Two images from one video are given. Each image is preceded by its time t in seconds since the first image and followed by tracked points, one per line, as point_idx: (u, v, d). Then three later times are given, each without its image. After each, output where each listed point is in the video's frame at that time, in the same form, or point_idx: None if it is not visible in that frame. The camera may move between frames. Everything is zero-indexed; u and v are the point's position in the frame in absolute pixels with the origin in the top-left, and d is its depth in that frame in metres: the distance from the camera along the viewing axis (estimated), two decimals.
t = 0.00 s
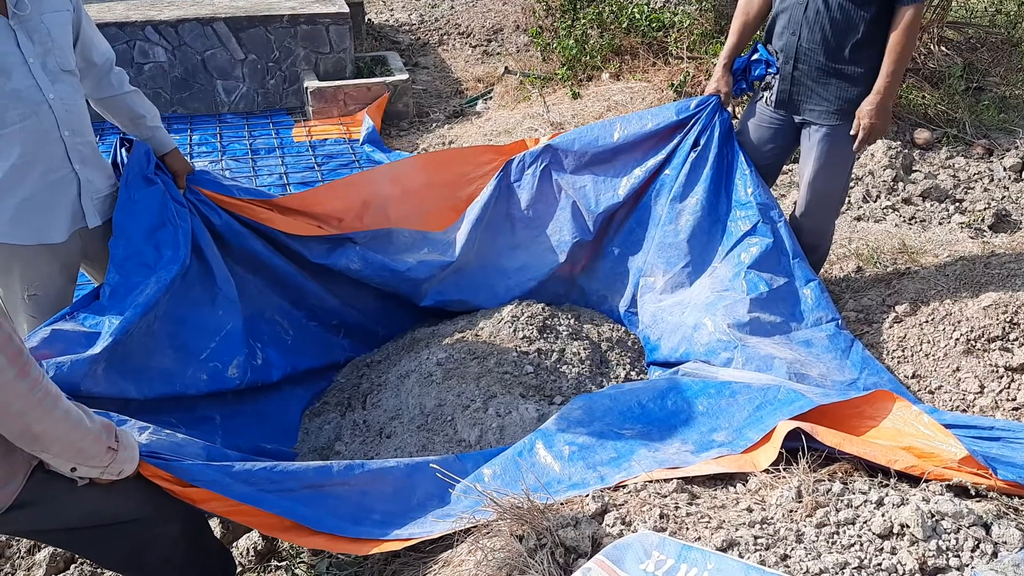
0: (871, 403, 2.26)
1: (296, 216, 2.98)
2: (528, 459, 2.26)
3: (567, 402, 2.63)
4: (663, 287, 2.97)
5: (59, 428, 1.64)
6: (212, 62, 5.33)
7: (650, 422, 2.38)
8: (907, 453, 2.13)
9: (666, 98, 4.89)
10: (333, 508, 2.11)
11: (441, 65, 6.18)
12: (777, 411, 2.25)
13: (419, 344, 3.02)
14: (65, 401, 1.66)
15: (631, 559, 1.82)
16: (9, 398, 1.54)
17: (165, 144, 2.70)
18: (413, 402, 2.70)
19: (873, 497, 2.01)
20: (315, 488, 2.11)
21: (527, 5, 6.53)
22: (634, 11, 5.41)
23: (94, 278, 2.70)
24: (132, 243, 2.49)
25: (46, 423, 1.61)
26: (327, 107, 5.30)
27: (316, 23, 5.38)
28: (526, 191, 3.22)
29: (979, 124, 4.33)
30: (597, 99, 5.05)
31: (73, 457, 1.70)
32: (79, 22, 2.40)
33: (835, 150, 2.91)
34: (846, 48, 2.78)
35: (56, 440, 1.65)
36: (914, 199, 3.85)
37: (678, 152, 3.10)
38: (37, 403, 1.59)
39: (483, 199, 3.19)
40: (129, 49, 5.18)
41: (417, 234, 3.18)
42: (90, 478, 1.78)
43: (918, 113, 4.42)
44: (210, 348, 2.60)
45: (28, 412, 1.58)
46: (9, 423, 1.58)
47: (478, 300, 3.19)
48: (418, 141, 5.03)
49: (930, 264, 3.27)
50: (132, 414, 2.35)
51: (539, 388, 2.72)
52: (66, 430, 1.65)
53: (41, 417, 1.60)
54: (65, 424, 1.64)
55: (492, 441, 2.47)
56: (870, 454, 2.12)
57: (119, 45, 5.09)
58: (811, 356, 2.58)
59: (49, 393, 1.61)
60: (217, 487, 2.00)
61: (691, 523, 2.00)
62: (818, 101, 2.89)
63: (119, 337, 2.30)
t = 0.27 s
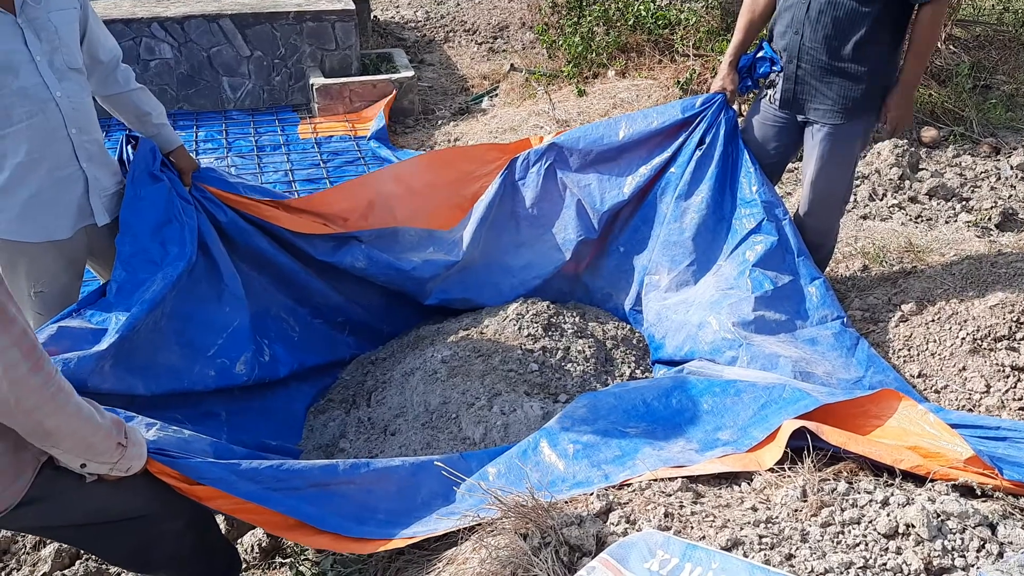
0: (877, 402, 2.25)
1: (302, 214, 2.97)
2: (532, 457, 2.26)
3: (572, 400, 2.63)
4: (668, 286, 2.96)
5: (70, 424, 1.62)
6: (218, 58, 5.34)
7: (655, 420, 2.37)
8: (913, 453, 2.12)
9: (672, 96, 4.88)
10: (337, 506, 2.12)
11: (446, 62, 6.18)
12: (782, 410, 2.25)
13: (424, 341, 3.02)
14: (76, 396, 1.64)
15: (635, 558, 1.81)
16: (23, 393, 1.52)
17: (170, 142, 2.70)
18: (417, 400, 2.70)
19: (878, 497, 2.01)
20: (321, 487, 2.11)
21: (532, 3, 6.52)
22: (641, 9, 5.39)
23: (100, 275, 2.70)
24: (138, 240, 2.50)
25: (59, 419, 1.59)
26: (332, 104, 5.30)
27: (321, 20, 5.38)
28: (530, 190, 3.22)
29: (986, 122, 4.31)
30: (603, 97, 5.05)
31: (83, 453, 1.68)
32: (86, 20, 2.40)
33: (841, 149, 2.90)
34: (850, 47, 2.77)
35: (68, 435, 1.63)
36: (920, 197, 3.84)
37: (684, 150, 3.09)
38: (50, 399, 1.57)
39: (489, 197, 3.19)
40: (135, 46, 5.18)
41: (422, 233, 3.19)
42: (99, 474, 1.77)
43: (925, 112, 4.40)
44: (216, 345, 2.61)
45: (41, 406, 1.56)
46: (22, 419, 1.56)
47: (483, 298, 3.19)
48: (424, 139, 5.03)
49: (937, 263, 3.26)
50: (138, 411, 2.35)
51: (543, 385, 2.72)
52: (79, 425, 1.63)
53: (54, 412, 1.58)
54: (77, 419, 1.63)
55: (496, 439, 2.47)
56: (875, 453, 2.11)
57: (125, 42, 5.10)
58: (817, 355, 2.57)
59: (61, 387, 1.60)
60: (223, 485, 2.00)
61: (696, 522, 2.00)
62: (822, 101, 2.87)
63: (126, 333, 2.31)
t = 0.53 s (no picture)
0: (881, 402, 2.25)
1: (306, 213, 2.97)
2: (536, 457, 2.26)
3: (576, 399, 2.63)
4: (671, 286, 2.97)
5: (84, 409, 1.57)
6: (223, 58, 5.35)
7: (659, 420, 2.37)
8: (917, 453, 2.12)
9: (676, 95, 4.87)
10: (343, 504, 2.12)
11: (451, 61, 6.18)
12: (786, 410, 2.25)
13: (429, 341, 3.03)
14: (90, 381, 1.60)
15: (640, 557, 1.81)
16: (37, 377, 1.48)
17: (176, 142, 2.71)
18: (422, 399, 2.71)
19: (882, 497, 2.01)
20: (327, 483, 2.12)
21: (537, 2, 6.52)
22: (645, 8, 5.39)
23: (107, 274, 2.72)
24: (145, 240, 2.51)
25: (72, 404, 1.55)
26: (337, 103, 5.31)
27: (326, 19, 5.39)
28: (535, 189, 3.23)
29: (991, 122, 4.30)
30: (608, 96, 5.04)
31: (96, 442, 1.64)
32: (93, 20, 2.40)
33: (846, 149, 2.89)
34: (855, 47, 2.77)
35: (81, 422, 1.58)
36: (925, 197, 3.83)
37: (687, 150, 3.09)
38: (64, 382, 1.53)
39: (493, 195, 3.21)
40: (140, 45, 5.19)
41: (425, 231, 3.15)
42: (109, 465, 1.73)
43: (930, 112, 4.39)
44: (222, 344, 2.61)
45: (55, 390, 1.51)
46: (35, 404, 1.51)
47: (487, 297, 3.20)
48: (428, 138, 5.03)
49: (942, 263, 3.25)
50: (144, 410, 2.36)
51: (548, 385, 2.72)
52: (93, 411, 1.59)
53: (67, 397, 1.54)
54: (91, 405, 1.58)
55: (500, 438, 2.48)
56: (880, 454, 2.11)
57: (131, 41, 5.11)
58: (820, 355, 2.57)
59: (75, 371, 1.55)
60: (231, 480, 2.01)
61: (700, 522, 2.00)
62: (826, 102, 2.86)
63: (133, 333, 2.32)
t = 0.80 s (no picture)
0: (884, 402, 2.25)
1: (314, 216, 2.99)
2: (539, 458, 2.27)
3: (579, 400, 2.63)
4: (673, 287, 2.97)
5: (90, 407, 1.58)
6: (227, 58, 5.35)
7: (662, 421, 2.37)
8: (921, 454, 2.12)
9: (679, 95, 4.87)
10: (345, 504, 2.12)
11: (454, 61, 6.19)
12: (789, 411, 2.25)
13: (432, 341, 3.03)
14: (96, 379, 1.60)
15: (642, 558, 1.82)
16: (44, 375, 1.49)
17: (180, 144, 2.71)
18: (425, 400, 2.71)
19: (886, 498, 2.00)
20: (331, 483, 2.12)
21: (540, 2, 6.52)
22: (648, 8, 5.38)
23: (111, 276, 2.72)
24: (149, 242, 2.51)
25: (79, 402, 1.55)
26: (340, 103, 5.31)
27: (330, 20, 5.40)
28: (539, 191, 3.24)
29: (995, 122, 4.29)
30: (611, 96, 5.04)
31: (102, 440, 1.64)
32: (98, 22, 2.41)
33: (850, 151, 2.89)
34: (862, 50, 2.78)
35: (88, 420, 1.58)
36: (928, 197, 3.83)
37: (689, 152, 3.08)
38: (71, 380, 1.53)
39: (497, 196, 3.21)
40: (144, 46, 5.20)
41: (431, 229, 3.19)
42: (114, 463, 1.74)
43: (933, 112, 4.39)
44: (226, 346, 2.62)
45: (62, 387, 1.52)
46: (42, 403, 1.52)
47: (490, 298, 3.20)
48: (431, 139, 5.04)
49: (945, 263, 3.24)
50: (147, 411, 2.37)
51: (551, 385, 2.72)
52: (99, 408, 1.59)
53: (74, 395, 1.54)
54: (97, 403, 1.58)
55: (503, 439, 2.48)
56: (883, 454, 2.11)
57: (135, 42, 5.12)
58: (822, 357, 2.57)
59: (82, 370, 1.55)
60: (235, 479, 2.01)
61: (703, 523, 2.00)
62: (832, 104, 2.85)
63: (137, 335, 2.32)
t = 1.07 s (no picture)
0: (889, 402, 2.24)
1: (318, 217, 2.99)
2: (542, 458, 2.26)
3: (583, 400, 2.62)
4: (677, 287, 2.96)
5: (93, 409, 1.57)
6: (228, 57, 5.34)
7: (666, 421, 2.36)
8: (926, 454, 2.11)
9: (682, 95, 4.86)
10: (348, 505, 2.12)
11: (456, 61, 6.18)
12: (794, 410, 2.24)
13: (434, 341, 3.02)
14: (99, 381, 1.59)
15: (647, 559, 1.80)
16: (45, 376, 1.48)
17: (183, 144, 2.70)
18: (427, 400, 2.70)
19: (891, 498, 2.00)
20: (333, 484, 2.11)
21: (542, 2, 6.51)
22: (651, 8, 5.37)
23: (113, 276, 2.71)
24: (151, 243, 2.50)
25: (81, 403, 1.54)
26: (342, 103, 5.30)
27: (331, 19, 5.39)
28: (541, 191, 3.22)
29: (999, 121, 4.28)
30: (613, 96, 5.03)
31: (103, 442, 1.63)
32: (99, 23, 2.40)
33: (854, 150, 2.89)
34: (866, 48, 2.77)
35: (89, 421, 1.57)
36: (932, 197, 3.81)
37: (692, 151, 3.07)
38: (74, 380, 1.52)
39: (498, 199, 3.19)
40: (145, 45, 5.19)
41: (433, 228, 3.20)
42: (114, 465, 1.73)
43: (937, 111, 4.38)
44: (228, 347, 2.61)
45: (64, 388, 1.51)
46: (44, 403, 1.50)
47: (493, 298, 3.19)
48: (433, 139, 5.03)
49: (950, 263, 3.23)
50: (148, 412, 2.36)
51: (554, 385, 2.71)
52: (101, 409, 1.58)
53: (77, 395, 1.53)
54: (98, 405, 1.57)
55: (506, 439, 2.47)
56: (889, 454, 2.10)
57: (136, 41, 5.10)
58: (827, 356, 2.56)
59: (84, 371, 1.54)
60: (237, 481, 2.00)
61: (708, 523, 1.99)
62: (836, 103, 2.85)
63: (138, 337, 2.31)
